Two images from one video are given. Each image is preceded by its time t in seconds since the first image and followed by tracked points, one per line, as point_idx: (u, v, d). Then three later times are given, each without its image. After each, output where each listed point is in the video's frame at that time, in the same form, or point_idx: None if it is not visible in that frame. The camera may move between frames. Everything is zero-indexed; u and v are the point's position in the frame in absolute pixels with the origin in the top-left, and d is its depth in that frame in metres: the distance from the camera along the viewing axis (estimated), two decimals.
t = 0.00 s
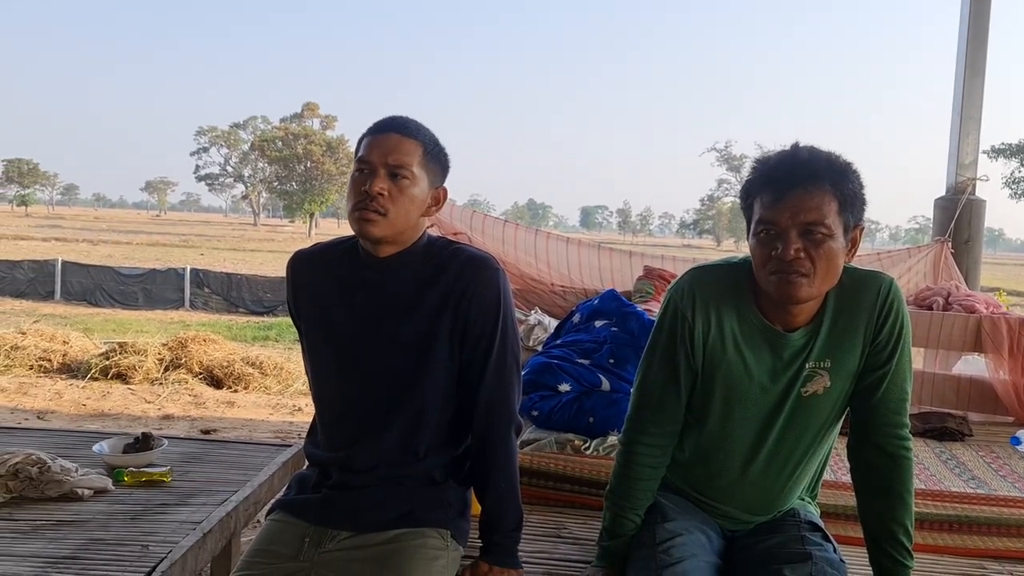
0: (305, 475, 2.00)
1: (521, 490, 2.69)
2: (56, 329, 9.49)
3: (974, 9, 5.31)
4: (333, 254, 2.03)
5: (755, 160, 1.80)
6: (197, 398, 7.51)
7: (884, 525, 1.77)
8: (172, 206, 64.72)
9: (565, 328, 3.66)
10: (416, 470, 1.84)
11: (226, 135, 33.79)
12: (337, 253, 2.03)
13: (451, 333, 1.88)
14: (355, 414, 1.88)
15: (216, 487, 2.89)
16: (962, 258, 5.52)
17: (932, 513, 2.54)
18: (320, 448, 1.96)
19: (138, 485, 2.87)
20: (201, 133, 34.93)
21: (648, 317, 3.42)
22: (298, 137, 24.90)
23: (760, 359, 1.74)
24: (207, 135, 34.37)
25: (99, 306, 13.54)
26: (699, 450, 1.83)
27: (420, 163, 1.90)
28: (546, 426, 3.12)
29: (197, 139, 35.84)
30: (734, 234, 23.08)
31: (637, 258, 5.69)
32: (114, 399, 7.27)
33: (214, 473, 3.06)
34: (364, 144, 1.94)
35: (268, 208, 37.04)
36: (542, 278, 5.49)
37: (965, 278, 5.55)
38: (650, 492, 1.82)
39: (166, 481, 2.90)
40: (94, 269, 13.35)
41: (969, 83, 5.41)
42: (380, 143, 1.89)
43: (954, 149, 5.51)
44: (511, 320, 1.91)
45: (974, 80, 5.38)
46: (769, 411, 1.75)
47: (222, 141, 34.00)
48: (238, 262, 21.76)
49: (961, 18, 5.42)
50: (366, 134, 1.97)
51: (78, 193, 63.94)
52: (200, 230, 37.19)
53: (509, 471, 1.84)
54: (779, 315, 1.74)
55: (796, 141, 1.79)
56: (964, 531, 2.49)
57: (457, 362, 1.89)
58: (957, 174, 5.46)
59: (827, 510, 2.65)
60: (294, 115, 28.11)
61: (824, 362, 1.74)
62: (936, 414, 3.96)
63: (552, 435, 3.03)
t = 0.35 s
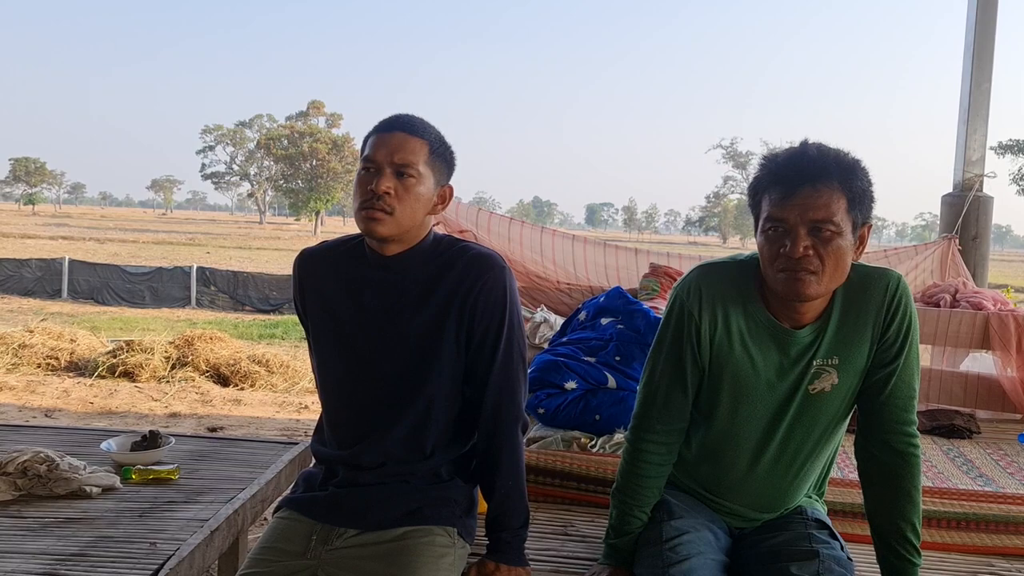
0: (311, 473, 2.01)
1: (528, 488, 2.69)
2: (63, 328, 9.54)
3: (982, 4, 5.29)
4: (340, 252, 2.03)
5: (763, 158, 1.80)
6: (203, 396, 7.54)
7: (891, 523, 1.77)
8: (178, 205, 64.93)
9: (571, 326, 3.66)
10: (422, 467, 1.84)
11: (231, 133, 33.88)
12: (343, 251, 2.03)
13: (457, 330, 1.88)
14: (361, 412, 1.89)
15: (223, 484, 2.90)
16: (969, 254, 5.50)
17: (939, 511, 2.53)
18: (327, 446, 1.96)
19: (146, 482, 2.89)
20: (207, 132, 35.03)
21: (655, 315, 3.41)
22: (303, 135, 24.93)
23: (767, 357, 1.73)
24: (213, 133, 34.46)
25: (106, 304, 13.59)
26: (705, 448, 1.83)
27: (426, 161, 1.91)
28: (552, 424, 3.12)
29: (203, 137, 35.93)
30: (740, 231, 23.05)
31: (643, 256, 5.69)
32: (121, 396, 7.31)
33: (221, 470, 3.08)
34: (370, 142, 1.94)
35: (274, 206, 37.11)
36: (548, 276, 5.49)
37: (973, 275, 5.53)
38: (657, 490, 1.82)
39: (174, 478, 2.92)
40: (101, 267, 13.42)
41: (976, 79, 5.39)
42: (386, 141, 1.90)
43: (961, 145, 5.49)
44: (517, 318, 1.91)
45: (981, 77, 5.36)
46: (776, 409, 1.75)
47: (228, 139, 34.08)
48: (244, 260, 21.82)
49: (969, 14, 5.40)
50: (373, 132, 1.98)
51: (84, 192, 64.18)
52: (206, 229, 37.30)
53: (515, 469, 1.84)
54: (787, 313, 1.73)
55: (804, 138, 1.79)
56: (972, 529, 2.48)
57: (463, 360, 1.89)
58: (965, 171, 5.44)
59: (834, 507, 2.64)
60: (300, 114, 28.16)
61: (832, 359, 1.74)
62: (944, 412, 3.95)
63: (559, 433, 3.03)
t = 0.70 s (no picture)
0: (312, 471, 2.01)
1: (529, 486, 2.69)
2: (64, 326, 9.55)
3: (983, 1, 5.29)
4: (341, 250, 2.03)
5: (766, 153, 1.79)
6: (205, 395, 7.55)
7: (891, 520, 1.77)
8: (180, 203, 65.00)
9: (572, 324, 3.66)
10: (423, 464, 1.84)
11: (233, 132, 33.89)
12: (343, 249, 2.03)
13: (457, 328, 1.88)
14: (362, 410, 1.89)
15: (224, 482, 2.90)
16: (970, 252, 5.50)
17: (940, 508, 2.53)
18: (327, 444, 1.96)
19: (147, 480, 2.89)
20: (208, 131, 35.04)
21: (656, 312, 3.42)
22: (305, 134, 24.91)
23: (768, 354, 1.73)
24: (214, 131, 34.47)
25: (107, 303, 13.57)
26: (706, 445, 1.83)
27: (427, 160, 1.91)
28: (553, 422, 3.13)
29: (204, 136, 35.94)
30: (741, 229, 23.04)
31: (644, 253, 5.70)
32: (123, 395, 7.32)
33: (222, 468, 3.08)
34: (372, 140, 1.94)
35: (275, 204, 37.13)
36: (549, 274, 5.50)
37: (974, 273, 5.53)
38: (658, 486, 1.82)
39: (175, 476, 2.93)
40: (102, 265, 13.43)
41: (977, 77, 5.38)
42: (388, 140, 1.90)
43: (962, 143, 5.48)
44: (518, 316, 1.91)
45: (982, 74, 5.36)
46: (777, 406, 1.75)
47: (229, 138, 34.09)
48: (246, 259, 21.83)
49: (970, 11, 5.39)
50: (374, 131, 1.97)
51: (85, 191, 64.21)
52: (207, 227, 37.31)
53: (516, 466, 1.84)
54: (789, 309, 1.73)
55: (807, 135, 1.78)
56: (972, 526, 2.48)
57: (464, 357, 1.89)
58: (966, 169, 5.43)
59: (834, 505, 2.64)
60: (301, 113, 28.16)
61: (833, 356, 1.74)
62: (944, 409, 3.95)
63: (559, 430, 3.03)
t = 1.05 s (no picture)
0: (308, 469, 2.00)
1: (526, 485, 2.69)
2: (61, 324, 9.54)
3: None
4: (338, 247, 2.03)
5: (764, 151, 1.79)
6: (202, 393, 7.54)
7: (887, 518, 1.77)
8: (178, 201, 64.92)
9: (569, 322, 3.66)
10: (419, 462, 1.84)
11: (230, 130, 33.82)
12: (340, 247, 2.03)
13: (455, 325, 1.88)
14: (359, 408, 1.88)
15: (221, 480, 2.90)
16: (968, 251, 5.50)
17: (935, 506, 2.54)
18: (324, 442, 1.96)
19: (144, 478, 2.89)
20: (205, 129, 34.99)
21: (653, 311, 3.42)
22: (302, 132, 24.85)
23: (765, 353, 1.73)
24: (212, 129, 34.40)
25: (105, 301, 13.61)
26: (704, 444, 1.83)
27: (425, 158, 1.90)
28: (550, 420, 3.12)
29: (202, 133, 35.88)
30: (739, 228, 23.04)
31: (641, 251, 5.70)
32: (120, 392, 7.32)
33: (219, 466, 3.08)
34: (370, 138, 1.93)
35: (273, 203, 37.09)
36: (547, 272, 5.50)
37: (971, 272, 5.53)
38: (655, 485, 1.82)
39: (172, 474, 2.92)
40: (99, 263, 13.41)
41: (974, 77, 5.39)
42: (386, 137, 1.89)
43: (960, 142, 5.49)
44: (515, 313, 1.91)
45: (979, 73, 5.37)
46: (773, 405, 1.75)
47: (227, 136, 34.03)
48: (243, 257, 21.80)
49: (967, 9, 5.40)
50: (373, 128, 1.97)
51: (83, 188, 64.10)
52: (205, 225, 37.26)
53: (512, 464, 1.84)
54: (785, 307, 1.73)
55: (804, 133, 1.78)
56: (969, 525, 2.48)
57: (460, 355, 1.89)
58: (963, 168, 5.44)
59: (831, 504, 2.65)
60: (299, 111, 28.10)
61: (830, 355, 1.74)
62: (941, 408, 3.95)
63: (557, 429, 3.03)
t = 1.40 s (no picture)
0: (305, 469, 2.00)
1: (523, 484, 2.69)
2: (59, 322, 9.54)
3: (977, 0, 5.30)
4: (336, 247, 2.03)
5: (763, 152, 1.79)
6: (199, 392, 7.54)
7: (883, 518, 1.77)
8: (175, 199, 64.82)
9: (566, 321, 3.66)
10: (417, 462, 1.84)
11: (228, 128, 33.75)
12: (338, 246, 2.03)
13: (452, 325, 1.88)
14: (357, 407, 1.88)
15: (218, 480, 2.90)
16: (965, 251, 5.51)
17: (931, 506, 2.54)
18: (321, 442, 1.96)
19: (141, 477, 2.89)
20: (203, 127, 34.92)
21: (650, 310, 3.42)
22: (300, 131, 24.79)
23: (763, 353, 1.74)
24: (209, 127, 34.32)
25: (102, 299, 13.61)
26: (701, 444, 1.83)
27: (424, 158, 1.90)
28: (547, 420, 3.13)
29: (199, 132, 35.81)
30: (737, 227, 23.03)
31: (639, 251, 5.70)
32: (117, 391, 7.31)
33: (216, 466, 3.07)
34: (369, 138, 1.93)
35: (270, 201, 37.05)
36: (545, 272, 5.50)
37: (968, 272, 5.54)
38: (652, 484, 1.82)
39: (169, 474, 2.92)
40: (96, 261, 13.39)
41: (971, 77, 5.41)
42: (385, 137, 1.89)
43: (957, 142, 5.50)
44: (513, 313, 1.91)
45: (976, 73, 5.38)
46: (770, 405, 1.75)
47: (224, 134, 33.96)
48: (240, 256, 21.75)
49: (964, 10, 5.41)
50: (372, 128, 1.97)
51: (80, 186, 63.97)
52: (203, 224, 37.21)
53: (510, 464, 1.84)
54: (783, 308, 1.74)
55: (803, 133, 1.78)
56: (964, 524, 2.49)
57: (458, 354, 1.89)
58: (960, 168, 5.45)
59: (828, 503, 2.65)
60: (296, 109, 28.04)
61: (827, 354, 1.74)
62: (938, 407, 3.96)
63: (554, 428, 3.03)
